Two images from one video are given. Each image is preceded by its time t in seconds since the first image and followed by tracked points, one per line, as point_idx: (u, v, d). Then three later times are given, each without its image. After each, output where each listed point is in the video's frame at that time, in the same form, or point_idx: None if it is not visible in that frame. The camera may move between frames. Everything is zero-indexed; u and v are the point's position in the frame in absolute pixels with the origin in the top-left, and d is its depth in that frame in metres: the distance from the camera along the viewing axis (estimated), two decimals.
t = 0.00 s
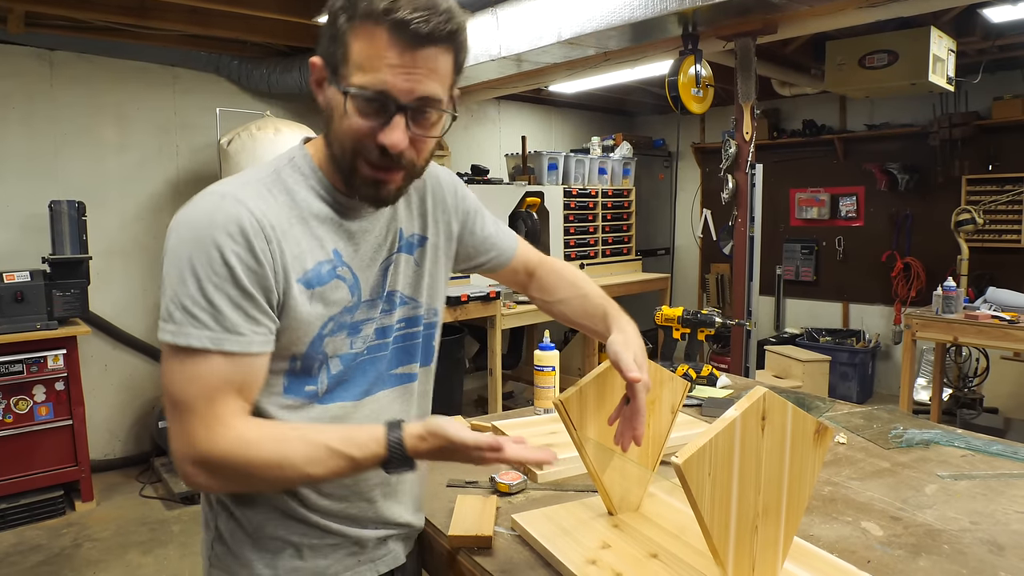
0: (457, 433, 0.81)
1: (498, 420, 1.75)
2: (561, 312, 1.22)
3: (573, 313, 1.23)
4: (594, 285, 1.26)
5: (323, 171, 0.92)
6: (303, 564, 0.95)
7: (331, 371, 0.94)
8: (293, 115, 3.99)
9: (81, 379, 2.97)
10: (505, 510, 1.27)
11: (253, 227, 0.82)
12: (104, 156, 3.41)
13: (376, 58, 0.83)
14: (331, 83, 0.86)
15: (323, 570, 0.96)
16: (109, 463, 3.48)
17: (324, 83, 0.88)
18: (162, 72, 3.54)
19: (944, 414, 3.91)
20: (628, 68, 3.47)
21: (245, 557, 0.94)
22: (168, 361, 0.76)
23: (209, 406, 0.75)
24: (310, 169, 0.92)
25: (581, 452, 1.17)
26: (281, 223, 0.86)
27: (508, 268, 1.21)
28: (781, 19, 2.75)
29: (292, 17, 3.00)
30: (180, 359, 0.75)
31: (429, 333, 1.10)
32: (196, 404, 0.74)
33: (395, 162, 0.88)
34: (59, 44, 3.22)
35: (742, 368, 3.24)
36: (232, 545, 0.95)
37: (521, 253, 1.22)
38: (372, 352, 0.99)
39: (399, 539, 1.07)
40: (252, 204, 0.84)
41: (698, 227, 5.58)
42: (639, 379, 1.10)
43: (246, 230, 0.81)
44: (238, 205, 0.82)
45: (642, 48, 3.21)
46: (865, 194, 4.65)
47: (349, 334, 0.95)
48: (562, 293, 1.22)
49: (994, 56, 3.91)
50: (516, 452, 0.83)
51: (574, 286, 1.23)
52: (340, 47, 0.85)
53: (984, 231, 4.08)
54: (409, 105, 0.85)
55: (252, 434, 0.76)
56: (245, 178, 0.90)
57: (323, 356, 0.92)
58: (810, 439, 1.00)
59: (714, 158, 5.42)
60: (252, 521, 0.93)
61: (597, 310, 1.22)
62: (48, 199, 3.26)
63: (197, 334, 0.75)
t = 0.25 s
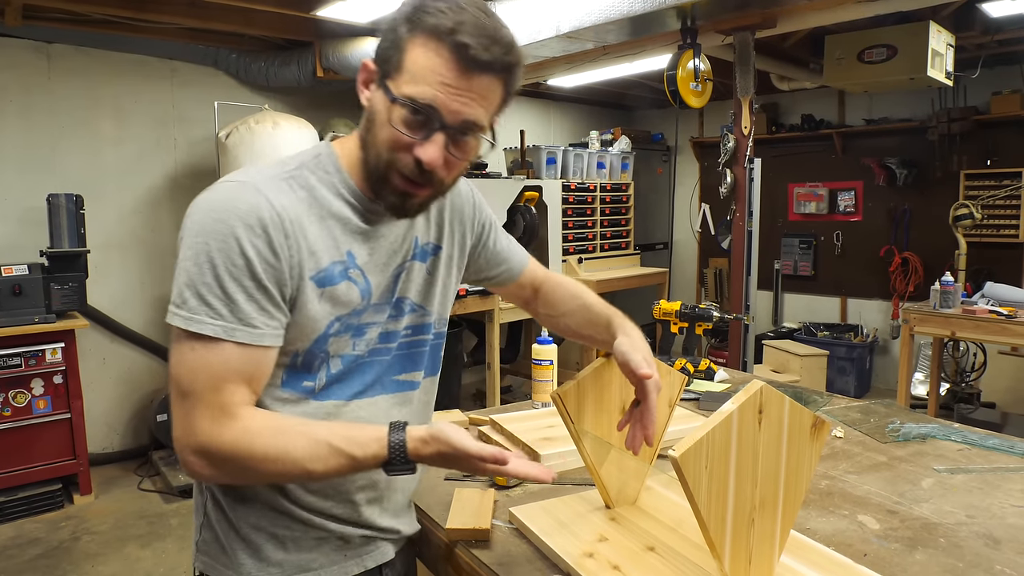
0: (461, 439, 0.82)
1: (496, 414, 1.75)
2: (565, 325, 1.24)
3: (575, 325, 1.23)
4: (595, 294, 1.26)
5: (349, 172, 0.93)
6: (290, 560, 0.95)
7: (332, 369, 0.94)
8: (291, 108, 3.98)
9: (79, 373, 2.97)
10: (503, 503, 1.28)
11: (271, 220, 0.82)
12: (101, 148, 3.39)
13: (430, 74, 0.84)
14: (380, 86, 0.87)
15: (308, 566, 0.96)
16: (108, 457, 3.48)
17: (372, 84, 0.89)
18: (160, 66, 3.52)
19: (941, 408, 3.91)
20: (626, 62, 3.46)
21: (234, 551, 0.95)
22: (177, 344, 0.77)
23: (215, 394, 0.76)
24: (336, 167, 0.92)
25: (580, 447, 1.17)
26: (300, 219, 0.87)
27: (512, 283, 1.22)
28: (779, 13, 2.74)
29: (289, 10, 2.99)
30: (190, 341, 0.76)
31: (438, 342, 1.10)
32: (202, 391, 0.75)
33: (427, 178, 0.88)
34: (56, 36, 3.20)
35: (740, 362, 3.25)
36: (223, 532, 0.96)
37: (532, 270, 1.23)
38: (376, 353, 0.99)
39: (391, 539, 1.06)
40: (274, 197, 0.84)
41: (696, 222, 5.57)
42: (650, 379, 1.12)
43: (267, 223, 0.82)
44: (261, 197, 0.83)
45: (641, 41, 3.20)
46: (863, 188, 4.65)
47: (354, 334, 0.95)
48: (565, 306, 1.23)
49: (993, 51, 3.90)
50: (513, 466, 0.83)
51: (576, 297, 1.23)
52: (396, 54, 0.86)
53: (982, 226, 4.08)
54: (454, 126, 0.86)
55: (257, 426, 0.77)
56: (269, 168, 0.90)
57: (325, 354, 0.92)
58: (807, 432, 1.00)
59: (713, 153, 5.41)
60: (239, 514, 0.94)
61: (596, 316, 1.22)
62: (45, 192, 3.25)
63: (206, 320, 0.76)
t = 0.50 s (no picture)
0: (473, 426, 0.83)
1: (495, 412, 1.75)
2: (561, 337, 1.27)
3: (568, 338, 1.26)
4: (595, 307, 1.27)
5: (381, 192, 0.91)
6: (285, 559, 0.95)
7: (342, 382, 0.94)
8: (289, 107, 3.97)
9: (78, 371, 2.96)
10: (502, 502, 1.27)
11: (301, 238, 0.82)
12: (100, 147, 3.38)
13: (477, 103, 0.84)
14: (425, 106, 0.87)
15: (302, 565, 0.96)
16: (106, 455, 3.48)
17: (415, 104, 0.88)
18: (159, 64, 3.51)
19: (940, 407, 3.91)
20: (626, 60, 3.46)
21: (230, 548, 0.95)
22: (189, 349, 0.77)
23: (230, 406, 0.76)
24: (369, 186, 0.90)
25: (578, 444, 1.18)
26: (328, 238, 0.86)
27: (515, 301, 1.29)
28: (779, 11, 2.74)
29: (288, 9, 2.98)
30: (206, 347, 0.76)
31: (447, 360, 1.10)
32: (217, 404, 0.76)
33: (459, 207, 0.88)
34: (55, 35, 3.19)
35: (739, 361, 3.25)
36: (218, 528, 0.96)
37: (538, 286, 1.29)
38: (386, 368, 0.99)
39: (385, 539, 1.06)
40: (304, 215, 0.83)
41: (696, 220, 5.57)
42: (646, 384, 1.09)
43: (296, 243, 0.81)
44: (293, 214, 0.82)
45: (640, 40, 3.19)
46: (863, 186, 4.64)
47: (368, 351, 0.95)
48: (562, 320, 1.26)
49: (992, 49, 3.90)
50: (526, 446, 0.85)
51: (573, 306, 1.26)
52: (444, 79, 0.85)
53: (981, 224, 4.08)
54: (496, 158, 0.86)
55: (271, 432, 0.78)
56: (300, 180, 0.88)
57: (337, 368, 0.92)
58: (806, 432, 1.00)
59: (712, 151, 5.41)
60: (234, 512, 0.94)
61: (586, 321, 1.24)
62: (44, 190, 3.24)
63: (232, 337, 0.76)
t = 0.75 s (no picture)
0: (499, 442, 0.84)
1: (495, 413, 1.74)
2: (557, 350, 1.28)
3: (564, 351, 1.27)
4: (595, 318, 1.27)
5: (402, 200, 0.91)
6: (292, 562, 0.95)
7: (354, 389, 0.93)
8: (289, 107, 3.97)
9: (78, 372, 2.96)
10: (503, 503, 1.27)
11: (326, 245, 0.81)
12: (100, 147, 3.38)
13: (508, 112, 0.85)
14: (453, 114, 0.87)
15: (308, 569, 0.96)
16: (106, 456, 3.48)
17: (441, 112, 0.89)
18: (159, 65, 3.51)
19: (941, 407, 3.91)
20: (626, 60, 3.45)
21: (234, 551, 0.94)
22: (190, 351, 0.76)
23: (250, 414, 0.75)
24: (390, 195, 0.90)
25: (579, 446, 1.18)
26: (351, 245, 0.86)
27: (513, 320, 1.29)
28: (779, 12, 2.74)
29: (289, 10, 2.98)
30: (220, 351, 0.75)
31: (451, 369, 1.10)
32: (238, 411, 0.75)
33: (484, 215, 0.89)
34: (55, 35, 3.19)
35: (739, 361, 3.24)
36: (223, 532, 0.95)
37: (538, 302, 1.29)
38: (397, 376, 0.99)
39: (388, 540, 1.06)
40: (330, 222, 0.83)
41: (696, 221, 5.57)
42: (655, 382, 1.10)
43: (322, 250, 0.81)
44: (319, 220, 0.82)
45: (641, 41, 3.19)
46: (863, 187, 4.64)
47: (381, 358, 0.94)
48: (558, 334, 1.28)
49: (992, 50, 3.90)
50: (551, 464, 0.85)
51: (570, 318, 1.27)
52: (474, 88, 0.86)
53: (981, 225, 4.08)
54: (524, 167, 0.88)
55: (292, 443, 0.77)
56: (324, 185, 0.88)
57: (350, 375, 0.92)
58: (808, 432, 0.99)
59: (712, 151, 5.41)
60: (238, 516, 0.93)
61: (587, 330, 1.24)
62: (44, 190, 3.24)
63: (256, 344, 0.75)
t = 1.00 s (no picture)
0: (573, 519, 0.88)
1: (496, 413, 1.75)
2: (548, 355, 1.28)
3: (559, 360, 1.27)
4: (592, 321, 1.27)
5: (416, 203, 0.89)
6: (302, 565, 0.95)
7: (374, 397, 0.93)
8: (289, 107, 3.97)
9: (79, 372, 2.96)
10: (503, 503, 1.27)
11: (362, 252, 0.81)
12: (101, 147, 3.38)
13: (534, 127, 0.86)
14: (478, 125, 0.87)
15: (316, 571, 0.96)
16: (107, 456, 3.48)
17: (462, 121, 0.89)
18: (160, 64, 3.52)
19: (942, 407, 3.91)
20: (626, 60, 3.45)
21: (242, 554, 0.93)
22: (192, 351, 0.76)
23: (334, 433, 0.76)
24: (402, 199, 0.88)
25: (580, 446, 1.18)
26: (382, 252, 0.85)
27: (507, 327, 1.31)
28: (780, 12, 2.73)
29: (290, 10, 2.98)
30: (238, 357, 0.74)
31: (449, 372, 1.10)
32: (324, 430, 0.75)
33: (509, 224, 0.90)
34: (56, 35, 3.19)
35: (740, 361, 3.24)
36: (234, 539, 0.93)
37: (530, 313, 1.32)
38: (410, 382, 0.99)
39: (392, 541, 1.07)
40: (361, 229, 0.82)
41: (696, 220, 5.57)
42: (661, 372, 1.09)
43: (361, 259, 0.80)
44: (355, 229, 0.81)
45: (642, 41, 3.19)
46: (864, 187, 4.64)
47: (400, 365, 0.95)
48: (551, 341, 1.28)
49: (993, 49, 3.90)
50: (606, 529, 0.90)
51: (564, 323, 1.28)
52: (500, 100, 0.86)
53: (982, 224, 4.07)
54: (546, 180, 0.89)
55: (377, 472, 0.79)
56: (342, 191, 0.86)
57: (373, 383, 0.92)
58: (810, 432, 0.99)
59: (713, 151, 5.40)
60: (251, 520, 0.92)
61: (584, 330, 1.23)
62: (45, 190, 3.24)
63: (319, 359, 0.75)
